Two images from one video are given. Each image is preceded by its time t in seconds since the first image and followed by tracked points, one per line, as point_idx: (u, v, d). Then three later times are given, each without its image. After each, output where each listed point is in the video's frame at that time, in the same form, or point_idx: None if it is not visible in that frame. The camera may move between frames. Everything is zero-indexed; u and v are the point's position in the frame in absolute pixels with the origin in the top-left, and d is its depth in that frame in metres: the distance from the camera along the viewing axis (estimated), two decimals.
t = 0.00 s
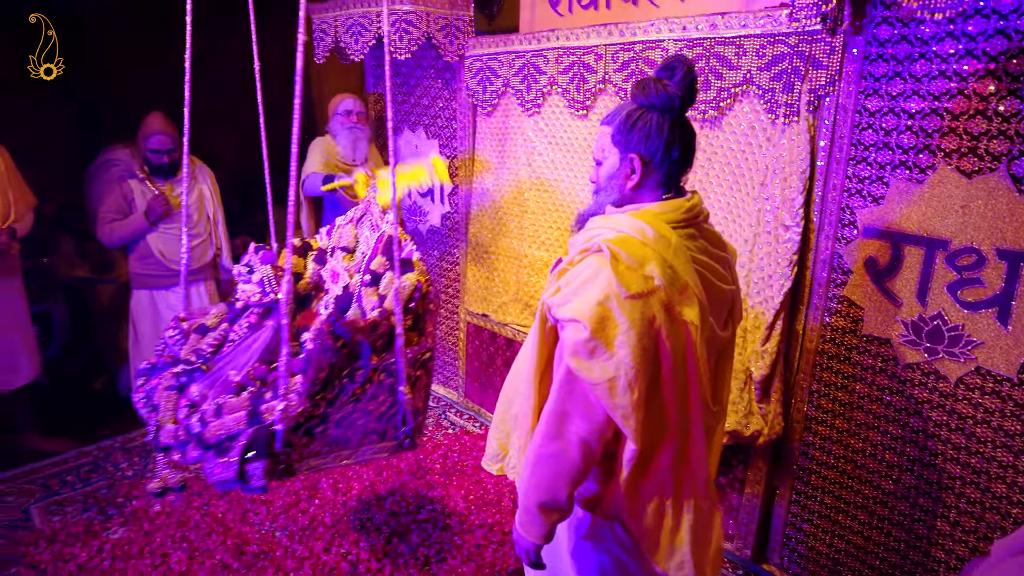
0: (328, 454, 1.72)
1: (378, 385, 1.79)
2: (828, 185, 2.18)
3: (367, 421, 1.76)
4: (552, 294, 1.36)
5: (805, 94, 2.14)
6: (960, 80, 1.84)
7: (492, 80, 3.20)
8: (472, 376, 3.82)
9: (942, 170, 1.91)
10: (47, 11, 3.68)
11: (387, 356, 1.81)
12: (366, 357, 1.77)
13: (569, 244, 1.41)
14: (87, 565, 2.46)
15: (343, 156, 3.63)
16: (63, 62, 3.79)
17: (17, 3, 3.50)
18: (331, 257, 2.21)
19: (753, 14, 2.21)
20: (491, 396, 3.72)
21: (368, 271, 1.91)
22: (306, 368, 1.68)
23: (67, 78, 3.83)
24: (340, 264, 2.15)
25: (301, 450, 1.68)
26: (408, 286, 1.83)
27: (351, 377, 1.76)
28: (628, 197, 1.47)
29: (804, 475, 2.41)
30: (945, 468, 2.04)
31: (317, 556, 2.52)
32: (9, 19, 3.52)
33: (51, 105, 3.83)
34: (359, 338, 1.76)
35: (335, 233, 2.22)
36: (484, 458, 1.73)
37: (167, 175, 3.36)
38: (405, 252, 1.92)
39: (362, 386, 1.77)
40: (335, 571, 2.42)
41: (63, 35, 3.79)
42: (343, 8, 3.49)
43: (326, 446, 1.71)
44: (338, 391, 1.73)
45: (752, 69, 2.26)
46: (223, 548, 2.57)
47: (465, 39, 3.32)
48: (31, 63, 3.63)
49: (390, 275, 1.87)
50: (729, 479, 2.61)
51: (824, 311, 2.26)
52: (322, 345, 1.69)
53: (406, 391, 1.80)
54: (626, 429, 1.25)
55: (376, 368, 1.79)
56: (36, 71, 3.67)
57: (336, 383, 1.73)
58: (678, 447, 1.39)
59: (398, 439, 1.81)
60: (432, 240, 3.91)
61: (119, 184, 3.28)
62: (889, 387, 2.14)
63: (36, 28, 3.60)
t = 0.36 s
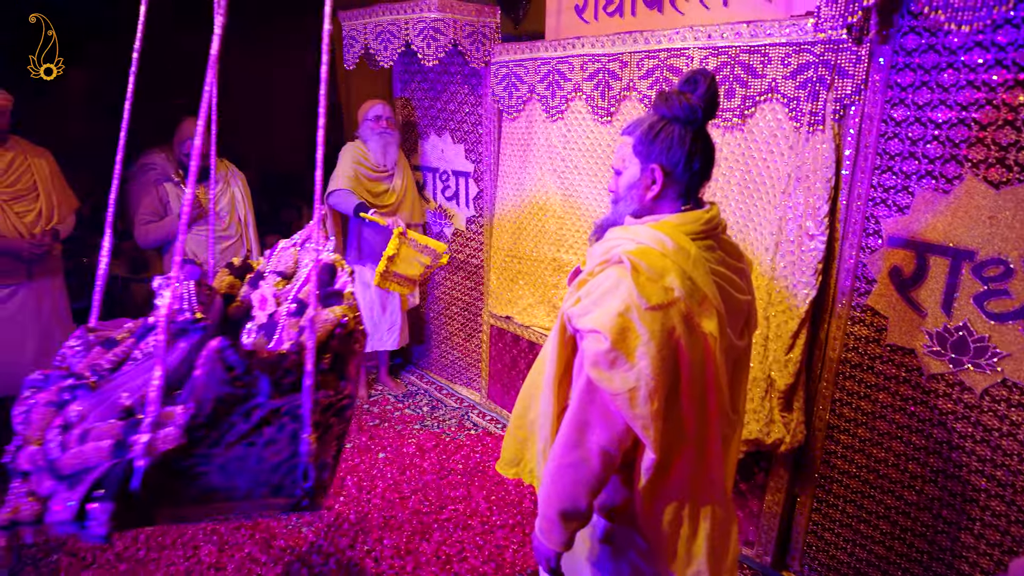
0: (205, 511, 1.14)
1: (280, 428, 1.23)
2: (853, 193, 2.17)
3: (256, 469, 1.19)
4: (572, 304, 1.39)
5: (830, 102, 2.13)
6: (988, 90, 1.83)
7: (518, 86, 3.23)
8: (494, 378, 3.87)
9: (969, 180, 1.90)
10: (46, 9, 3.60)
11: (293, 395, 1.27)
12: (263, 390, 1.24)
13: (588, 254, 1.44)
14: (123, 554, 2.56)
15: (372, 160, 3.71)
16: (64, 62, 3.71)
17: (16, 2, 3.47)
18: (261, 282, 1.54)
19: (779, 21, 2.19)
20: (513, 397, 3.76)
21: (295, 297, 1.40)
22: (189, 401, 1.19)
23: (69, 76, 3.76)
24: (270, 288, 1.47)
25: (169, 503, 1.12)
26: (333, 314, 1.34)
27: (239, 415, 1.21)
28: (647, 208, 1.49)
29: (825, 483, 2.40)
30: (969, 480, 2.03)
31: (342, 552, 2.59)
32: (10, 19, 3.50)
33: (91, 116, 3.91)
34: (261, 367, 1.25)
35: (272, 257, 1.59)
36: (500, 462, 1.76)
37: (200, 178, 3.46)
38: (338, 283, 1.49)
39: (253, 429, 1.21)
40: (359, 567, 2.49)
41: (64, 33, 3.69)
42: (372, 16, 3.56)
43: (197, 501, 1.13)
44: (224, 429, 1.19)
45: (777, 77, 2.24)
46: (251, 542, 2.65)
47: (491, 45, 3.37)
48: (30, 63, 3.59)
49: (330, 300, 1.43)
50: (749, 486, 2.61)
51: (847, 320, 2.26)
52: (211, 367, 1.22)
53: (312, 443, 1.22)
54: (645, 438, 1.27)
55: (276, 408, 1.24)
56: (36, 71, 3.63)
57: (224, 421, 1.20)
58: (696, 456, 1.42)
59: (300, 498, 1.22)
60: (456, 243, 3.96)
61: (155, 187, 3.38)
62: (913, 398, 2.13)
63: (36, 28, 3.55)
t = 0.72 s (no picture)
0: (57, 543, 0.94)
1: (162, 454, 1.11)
2: (873, 200, 2.16)
3: (123, 504, 1.01)
4: (587, 310, 1.40)
5: (851, 109, 2.12)
6: (1012, 98, 1.83)
7: (538, 90, 3.26)
8: (512, 379, 3.90)
9: (992, 188, 1.89)
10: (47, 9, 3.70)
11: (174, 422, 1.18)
12: (142, 411, 1.18)
13: (604, 260, 1.45)
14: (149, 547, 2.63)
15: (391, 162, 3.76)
16: (63, 62, 3.82)
17: (16, 3, 3.56)
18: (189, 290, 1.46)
19: (800, 27, 2.19)
20: (530, 399, 3.79)
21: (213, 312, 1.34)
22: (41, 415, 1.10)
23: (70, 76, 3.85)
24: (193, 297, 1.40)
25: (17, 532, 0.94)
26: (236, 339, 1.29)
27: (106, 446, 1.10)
28: (664, 213, 1.51)
29: (842, 491, 2.40)
30: (990, 489, 2.02)
31: (361, 549, 2.63)
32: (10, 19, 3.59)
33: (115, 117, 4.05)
34: (141, 385, 1.21)
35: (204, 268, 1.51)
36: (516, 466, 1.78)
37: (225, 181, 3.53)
38: (261, 299, 1.39)
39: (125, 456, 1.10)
40: (378, 565, 2.54)
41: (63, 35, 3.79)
42: (394, 20, 3.60)
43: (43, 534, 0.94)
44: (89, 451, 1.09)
45: (798, 83, 2.24)
46: (273, 538, 2.71)
47: (512, 49, 3.40)
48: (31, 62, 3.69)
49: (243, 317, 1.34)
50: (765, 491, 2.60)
51: (865, 327, 2.25)
52: (76, 377, 1.16)
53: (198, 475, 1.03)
54: (660, 444, 1.29)
55: (158, 434, 1.15)
56: (37, 71, 3.71)
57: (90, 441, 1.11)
58: (711, 461, 1.43)
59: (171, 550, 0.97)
60: (475, 245, 3.99)
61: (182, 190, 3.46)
62: (932, 406, 2.12)
63: (35, 27, 3.65)
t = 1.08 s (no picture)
0: None
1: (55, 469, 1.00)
2: (887, 204, 2.15)
3: None
4: (604, 312, 1.42)
5: (866, 113, 2.12)
6: None
7: (552, 92, 3.27)
8: (525, 379, 3.93)
9: (1008, 193, 1.88)
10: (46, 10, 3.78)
11: (67, 432, 1.00)
12: (25, 418, 0.99)
13: (620, 264, 1.47)
14: (168, 541, 2.69)
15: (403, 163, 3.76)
16: (63, 62, 3.90)
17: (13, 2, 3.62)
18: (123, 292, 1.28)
19: (815, 31, 2.18)
20: (542, 398, 3.81)
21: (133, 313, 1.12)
22: None
23: (70, 78, 3.95)
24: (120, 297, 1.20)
25: None
26: (158, 340, 1.06)
27: None
28: (679, 216, 1.52)
29: (855, 494, 2.39)
30: (1004, 495, 2.02)
31: (375, 546, 2.67)
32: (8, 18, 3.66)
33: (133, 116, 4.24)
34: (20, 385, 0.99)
35: (144, 269, 1.35)
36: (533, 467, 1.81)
37: (243, 181, 3.60)
38: (192, 303, 1.19)
39: (3, 469, 0.98)
40: (391, 562, 2.57)
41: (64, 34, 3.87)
42: (410, 22, 3.63)
43: None
44: None
45: (813, 87, 2.24)
46: (288, 533, 2.75)
47: (527, 51, 3.42)
48: (30, 63, 3.77)
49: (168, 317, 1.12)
50: (777, 494, 2.61)
51: (879, 331, 2.24)
52: None
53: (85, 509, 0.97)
54: (674, 444, 1.31)
55: (43, 445, 0.99)
56: (36, 71, 3.80)
57: None
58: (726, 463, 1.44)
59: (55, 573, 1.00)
60: (489, 245, 4.02)
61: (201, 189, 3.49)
62: (946, 412, 2.11)
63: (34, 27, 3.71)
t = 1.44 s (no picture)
0: None
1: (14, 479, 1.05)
2: (900, 206, 2.15)
3: None
4: (626, 313, 1.43)
5: (879, 114, 2.11)
6: None
7: (565, 91, 3.28)
8: (535, 376, 3.94)
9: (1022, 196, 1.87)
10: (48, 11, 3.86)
11: (14, 439, 1.07)
12: None
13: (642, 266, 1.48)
14: (184, 533, 2.74)
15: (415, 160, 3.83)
16: (63, 62, 3.98)
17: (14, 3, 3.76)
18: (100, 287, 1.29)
19: (829, 31, 2.18)
20: (552, 395, 3.83)
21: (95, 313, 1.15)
22: None
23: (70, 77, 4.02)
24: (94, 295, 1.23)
25: None
26: (119, 341, 1.11)
27: None
28: (702, 220, 1.53)
29: (864, 495, 2.40)
30: (1014, 498, 2.01)
31: (386, 540, 2.71)
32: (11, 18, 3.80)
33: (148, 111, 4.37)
34: None
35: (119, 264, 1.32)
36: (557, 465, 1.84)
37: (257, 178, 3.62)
38: (163, 304, 1.20)
39: None
40: (402, 556, 2.61)
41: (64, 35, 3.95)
42: (423, 20, 3.65)
43: None
44: None
45: (826, 87, 2.23)
46: (301, 526, 2.80)
47: (539, 49, 3.42)
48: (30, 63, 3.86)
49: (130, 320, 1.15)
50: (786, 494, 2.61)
51: (890, 332, 2.24)
52: None
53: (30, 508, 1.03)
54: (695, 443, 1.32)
55: None
56: (36, 71, 3.88)
57: None
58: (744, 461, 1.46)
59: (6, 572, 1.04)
60: (500, 243, 4.03)
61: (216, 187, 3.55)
62: (957, 414, 2.11)
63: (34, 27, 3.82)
